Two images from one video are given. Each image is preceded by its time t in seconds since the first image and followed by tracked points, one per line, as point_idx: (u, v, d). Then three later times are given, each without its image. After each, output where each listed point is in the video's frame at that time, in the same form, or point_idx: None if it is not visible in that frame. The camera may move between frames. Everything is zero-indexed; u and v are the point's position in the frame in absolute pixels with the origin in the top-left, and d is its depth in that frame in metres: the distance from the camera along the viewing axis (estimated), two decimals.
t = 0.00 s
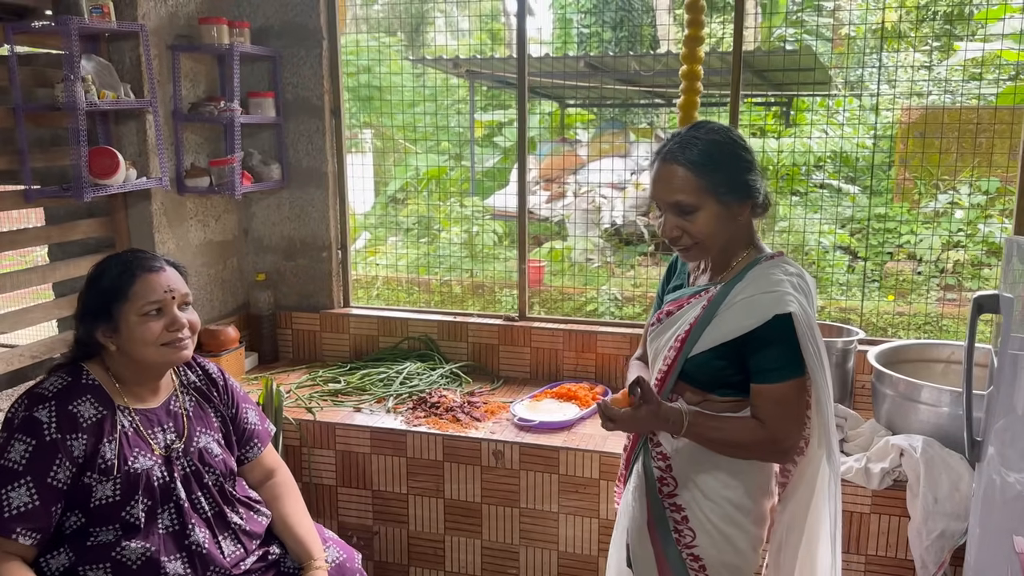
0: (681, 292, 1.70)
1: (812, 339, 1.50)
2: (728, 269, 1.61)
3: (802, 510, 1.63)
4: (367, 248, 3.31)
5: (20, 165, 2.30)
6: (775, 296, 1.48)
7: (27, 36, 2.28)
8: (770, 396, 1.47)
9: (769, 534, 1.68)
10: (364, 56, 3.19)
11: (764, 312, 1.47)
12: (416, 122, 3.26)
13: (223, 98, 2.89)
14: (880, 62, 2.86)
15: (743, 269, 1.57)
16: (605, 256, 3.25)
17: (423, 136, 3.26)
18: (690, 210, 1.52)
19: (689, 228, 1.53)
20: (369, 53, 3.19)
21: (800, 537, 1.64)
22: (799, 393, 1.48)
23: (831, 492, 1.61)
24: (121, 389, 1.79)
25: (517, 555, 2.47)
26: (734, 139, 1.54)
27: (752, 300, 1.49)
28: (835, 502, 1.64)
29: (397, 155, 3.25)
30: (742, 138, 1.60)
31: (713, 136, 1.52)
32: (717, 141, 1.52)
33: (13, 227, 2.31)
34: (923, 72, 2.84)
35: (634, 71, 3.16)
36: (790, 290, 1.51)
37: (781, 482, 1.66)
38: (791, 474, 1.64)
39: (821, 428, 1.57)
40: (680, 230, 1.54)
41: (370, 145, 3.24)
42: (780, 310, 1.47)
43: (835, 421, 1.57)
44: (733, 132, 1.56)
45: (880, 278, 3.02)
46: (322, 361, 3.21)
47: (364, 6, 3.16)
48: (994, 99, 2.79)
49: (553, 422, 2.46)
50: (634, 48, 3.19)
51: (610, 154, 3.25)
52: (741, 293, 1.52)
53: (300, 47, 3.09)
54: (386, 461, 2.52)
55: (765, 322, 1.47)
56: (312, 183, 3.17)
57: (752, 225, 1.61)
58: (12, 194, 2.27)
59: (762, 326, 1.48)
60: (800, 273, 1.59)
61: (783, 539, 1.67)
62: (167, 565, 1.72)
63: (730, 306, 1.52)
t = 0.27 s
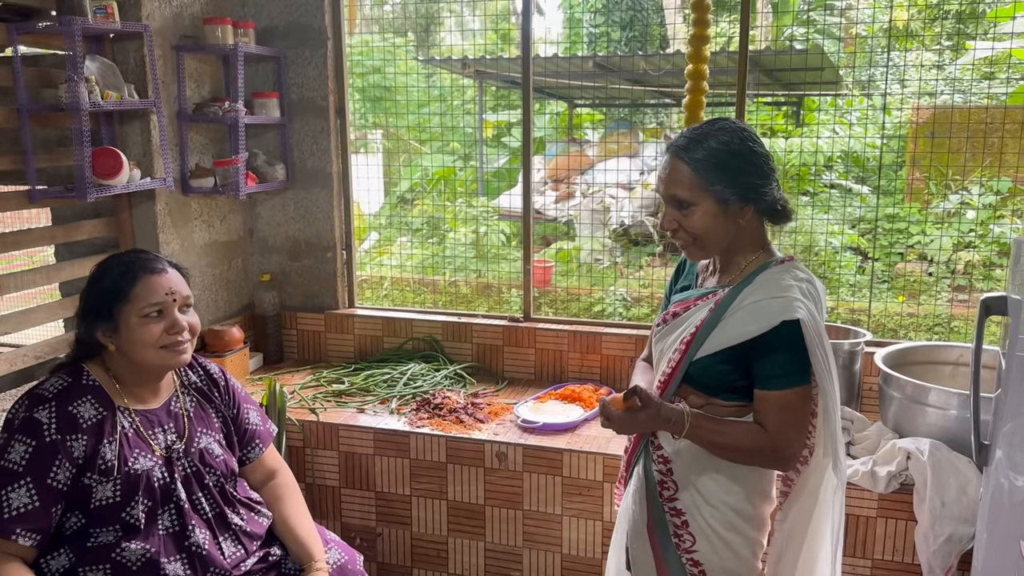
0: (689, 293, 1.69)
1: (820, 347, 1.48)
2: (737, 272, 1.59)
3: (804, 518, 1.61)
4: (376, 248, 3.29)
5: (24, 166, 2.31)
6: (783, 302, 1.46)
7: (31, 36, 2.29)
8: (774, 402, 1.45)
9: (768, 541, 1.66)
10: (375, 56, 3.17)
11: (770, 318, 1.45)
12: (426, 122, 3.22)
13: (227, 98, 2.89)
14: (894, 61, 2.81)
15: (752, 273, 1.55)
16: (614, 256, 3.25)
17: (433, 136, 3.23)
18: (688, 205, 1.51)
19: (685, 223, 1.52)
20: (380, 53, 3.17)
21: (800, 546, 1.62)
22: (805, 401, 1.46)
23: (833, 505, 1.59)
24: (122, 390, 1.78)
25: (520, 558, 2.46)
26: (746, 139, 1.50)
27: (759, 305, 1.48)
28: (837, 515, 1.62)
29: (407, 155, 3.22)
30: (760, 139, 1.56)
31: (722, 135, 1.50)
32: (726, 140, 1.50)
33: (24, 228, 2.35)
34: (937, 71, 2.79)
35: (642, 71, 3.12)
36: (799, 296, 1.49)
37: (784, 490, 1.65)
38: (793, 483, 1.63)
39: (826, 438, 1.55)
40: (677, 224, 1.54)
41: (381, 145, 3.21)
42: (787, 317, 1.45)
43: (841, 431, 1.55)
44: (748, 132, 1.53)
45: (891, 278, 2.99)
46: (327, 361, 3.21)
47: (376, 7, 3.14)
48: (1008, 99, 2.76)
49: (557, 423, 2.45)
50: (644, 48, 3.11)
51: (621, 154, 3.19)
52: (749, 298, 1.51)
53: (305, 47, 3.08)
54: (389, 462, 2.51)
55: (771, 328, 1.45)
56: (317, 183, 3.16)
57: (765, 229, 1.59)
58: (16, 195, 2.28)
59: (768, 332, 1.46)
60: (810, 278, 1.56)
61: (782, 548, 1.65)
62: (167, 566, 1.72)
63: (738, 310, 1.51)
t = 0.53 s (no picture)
0: (694, 292, 1.67)
1: (826, 345, 1.46)
2: (742, 271, 1.58)
3: (808, 520, 1.59)
4: (386, 248, 3.28)
5: (31, 166, 2.31)
6: (788, 301, 1.45)
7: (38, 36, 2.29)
8: (778, 402, 1.43)
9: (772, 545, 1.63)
10: (385, 57, 3.17)
11: (774, 316, 1.44)
12: (436, 123, 3.24)
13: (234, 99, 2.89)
14: (905, 61, 2.80)
15: (757, 272, 1.54)
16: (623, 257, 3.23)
17: (443, 137, 3.26)
18: (691, 201, 1.50)
19: (687, 219, 1.51)
20: (389, 54, 3.17)
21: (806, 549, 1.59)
22: (811, 401, 1.45)
23: (840, 507, 1.56)
24: (125, 389, 1.79)
25: (525, 560, 2.45)
26: (752, 138, 1.49)
27: (764, 304, 1.46)
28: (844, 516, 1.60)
29: (417, 156, 3.26)
30: (768, 139, 1.54)
31: (728, 132, 1.49)
32: (731, 138, 1.49)
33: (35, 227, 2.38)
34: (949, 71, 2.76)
35: (651, 71, 3.12)
36: (805, 295, 1.47)
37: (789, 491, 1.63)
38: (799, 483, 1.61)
39: (832, 438, 1.53)
40: (679, 221, 1.52)
41: (390, 146, 3.24)
42: (793, 316, 1.43)
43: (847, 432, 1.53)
44: (755, 131, 1.52)
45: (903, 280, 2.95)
46: (333, 362, 3.21)
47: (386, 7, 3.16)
48: (1020, 99, 2.71)
49: (562, 425, 2.44)
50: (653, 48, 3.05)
51: (628, 155, 3.14)
52: (754, 297, 1.49)
53: (312, 48, 3.09)
54: (394, 463, 2.51)
55: (776, 327, 1.44)
56: (324, 184, 3.16)
57: (770, 228, 1.57)
58: (24, 196, 2.29)
59: (774, 331, 1.44)
60: (816, 278, 1.55)
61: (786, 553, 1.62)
62: (170, 566, 1.72)
63: (743, 309, 1.49)
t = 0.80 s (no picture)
0: (696, 292, 1.65)
1: (833, 344, 1.45)
2: (745, 270, 1.57)
3: (817, 519, 1.58)
4: (394, 249, 3.29)
5: (37, 166, 2.32)
6: (795, 300, 1.44)
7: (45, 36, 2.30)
8: (786, 402, 1.43)
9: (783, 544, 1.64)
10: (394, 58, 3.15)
11: (781, 315, 1.43)
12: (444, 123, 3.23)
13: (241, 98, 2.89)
14: (916, 61, 2.78)
15: (762, 272, 1.53)
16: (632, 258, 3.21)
17: (451, 138, 3.23)
18: (697, 199, 1.49)
19: (695, 218, 1.50)
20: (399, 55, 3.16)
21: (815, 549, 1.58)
22: (817, 400, 1.44)
23: (849, 506, 1.54)
24: (130, 388, 1.79)
25: (530, 561, 2.44)
26: (754, 135, 1.49)
27: (771, 304, 1.45)
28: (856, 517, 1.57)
29: (425, 156, 3.25)
30: (769, 137, 1.54)
31: (731, 130, 1.48)
32: (734, 136, 1.48)
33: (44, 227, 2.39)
34: (961, 72, 2.74)
35: (660, 71, 3.08)
36: (810, 293, 1.47)
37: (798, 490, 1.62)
38: (807, 482, 1.59)
39: (839, 437, 1.52)
40: (686, 220, 1.51)
41: (399, 146, 3.22)
42: (800, 315, 1.42)
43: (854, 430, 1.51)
44: (756, 128, 1.51)
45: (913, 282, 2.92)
46: (339, 362, 3.21)
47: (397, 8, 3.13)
48: None
49: (567, 426, 2.43)
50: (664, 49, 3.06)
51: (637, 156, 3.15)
52: (759, 296, 1.48)
53: (319, 47, 3.09)
54: (399, 463, 2.50)
55: (783, 326, 1.43)
56: (330, 184, 3.16)
57: (774, 227, 1.56)
58: (30, 195, 2.29)
59: (780, 331, 1.43)
60: (821, 276, 1.54)
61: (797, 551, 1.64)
62: (173, 566, 1.72)
63: (749, 309, 1.48)
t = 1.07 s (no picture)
0: (697, 291, 1.65)
1: (838, 339, 1.45)
2: (747, 266, 1.56)
3: (825, 514, 1.59)
4: (399, 248, 3.28)
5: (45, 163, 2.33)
6: (799, 295, 1.44)
7: (52, 33, 2.31)
8: (794, 398, 1.43)
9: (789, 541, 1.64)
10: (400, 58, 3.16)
11: (787, 311, 1.43)
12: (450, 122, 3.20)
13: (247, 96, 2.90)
14: (923, 60, 2.77)
15: (765, 268, 1.52)
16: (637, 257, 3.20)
17: (457, 136, 3.19)
18: (700, 198, 1.48)
19: (696, 217, 1.49)
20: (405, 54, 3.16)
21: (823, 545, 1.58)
22: (825, 394, 1.44)
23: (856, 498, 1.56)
24: (137, 384, 1.80)
25: (535, 559, 2.44)
26: (758, 133, 1.48)
27: (776, 300, 1.45)
28: (860, 508, 1.59)
29: (431, 155, 3.21)
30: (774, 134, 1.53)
31: (735, 128, 1.47)
32: (738, 134, 1.48)
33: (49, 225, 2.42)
34: (968, 71, 2.73)
35: (667, 70, 3.12)
36: (815, 288, 1.46)
37: (804, 485, 1.62)
38: (813, 476, 1.60)
39: (847, 430, 1.52)
40: (687, 218, 1.51)
41: (405, 145, 3.21)
42: (805, 310, 1.42)
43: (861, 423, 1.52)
44: (761, 126, 1.50)
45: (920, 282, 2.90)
46: (345, 360, 3.21)
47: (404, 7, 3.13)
48: None
49: (573, 424, 2.43)
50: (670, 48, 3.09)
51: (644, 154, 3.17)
52: (764, 292, 1.48)
53: (326, 45, 3.09)
54: (405, 461, 2.51)
55: (788, 322, 1.43)
56: (337, 182, 3.17)
57: (776, 224, 1.56)
58: (38, 193, 2.30)
59: (786, 327, 1.43)
60: (824, 271, 1.54)
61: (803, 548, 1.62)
62: (180, 562, 1.72)
63: (754, 305, 1.48)
